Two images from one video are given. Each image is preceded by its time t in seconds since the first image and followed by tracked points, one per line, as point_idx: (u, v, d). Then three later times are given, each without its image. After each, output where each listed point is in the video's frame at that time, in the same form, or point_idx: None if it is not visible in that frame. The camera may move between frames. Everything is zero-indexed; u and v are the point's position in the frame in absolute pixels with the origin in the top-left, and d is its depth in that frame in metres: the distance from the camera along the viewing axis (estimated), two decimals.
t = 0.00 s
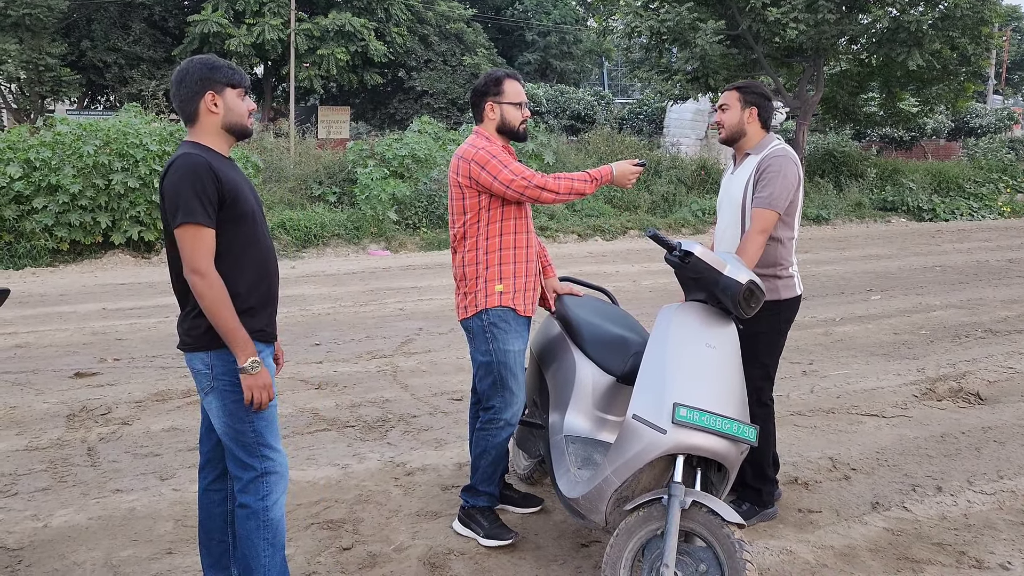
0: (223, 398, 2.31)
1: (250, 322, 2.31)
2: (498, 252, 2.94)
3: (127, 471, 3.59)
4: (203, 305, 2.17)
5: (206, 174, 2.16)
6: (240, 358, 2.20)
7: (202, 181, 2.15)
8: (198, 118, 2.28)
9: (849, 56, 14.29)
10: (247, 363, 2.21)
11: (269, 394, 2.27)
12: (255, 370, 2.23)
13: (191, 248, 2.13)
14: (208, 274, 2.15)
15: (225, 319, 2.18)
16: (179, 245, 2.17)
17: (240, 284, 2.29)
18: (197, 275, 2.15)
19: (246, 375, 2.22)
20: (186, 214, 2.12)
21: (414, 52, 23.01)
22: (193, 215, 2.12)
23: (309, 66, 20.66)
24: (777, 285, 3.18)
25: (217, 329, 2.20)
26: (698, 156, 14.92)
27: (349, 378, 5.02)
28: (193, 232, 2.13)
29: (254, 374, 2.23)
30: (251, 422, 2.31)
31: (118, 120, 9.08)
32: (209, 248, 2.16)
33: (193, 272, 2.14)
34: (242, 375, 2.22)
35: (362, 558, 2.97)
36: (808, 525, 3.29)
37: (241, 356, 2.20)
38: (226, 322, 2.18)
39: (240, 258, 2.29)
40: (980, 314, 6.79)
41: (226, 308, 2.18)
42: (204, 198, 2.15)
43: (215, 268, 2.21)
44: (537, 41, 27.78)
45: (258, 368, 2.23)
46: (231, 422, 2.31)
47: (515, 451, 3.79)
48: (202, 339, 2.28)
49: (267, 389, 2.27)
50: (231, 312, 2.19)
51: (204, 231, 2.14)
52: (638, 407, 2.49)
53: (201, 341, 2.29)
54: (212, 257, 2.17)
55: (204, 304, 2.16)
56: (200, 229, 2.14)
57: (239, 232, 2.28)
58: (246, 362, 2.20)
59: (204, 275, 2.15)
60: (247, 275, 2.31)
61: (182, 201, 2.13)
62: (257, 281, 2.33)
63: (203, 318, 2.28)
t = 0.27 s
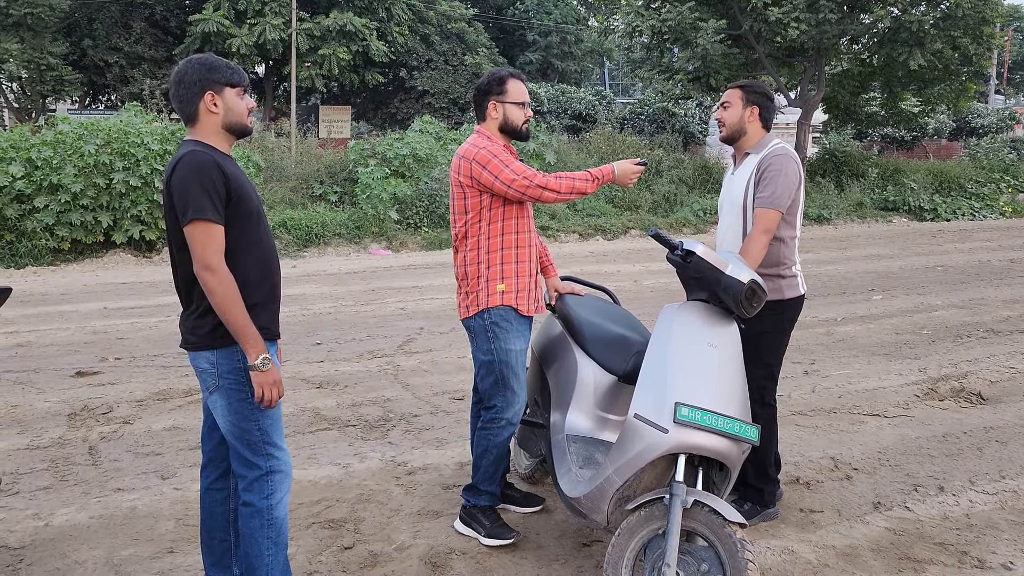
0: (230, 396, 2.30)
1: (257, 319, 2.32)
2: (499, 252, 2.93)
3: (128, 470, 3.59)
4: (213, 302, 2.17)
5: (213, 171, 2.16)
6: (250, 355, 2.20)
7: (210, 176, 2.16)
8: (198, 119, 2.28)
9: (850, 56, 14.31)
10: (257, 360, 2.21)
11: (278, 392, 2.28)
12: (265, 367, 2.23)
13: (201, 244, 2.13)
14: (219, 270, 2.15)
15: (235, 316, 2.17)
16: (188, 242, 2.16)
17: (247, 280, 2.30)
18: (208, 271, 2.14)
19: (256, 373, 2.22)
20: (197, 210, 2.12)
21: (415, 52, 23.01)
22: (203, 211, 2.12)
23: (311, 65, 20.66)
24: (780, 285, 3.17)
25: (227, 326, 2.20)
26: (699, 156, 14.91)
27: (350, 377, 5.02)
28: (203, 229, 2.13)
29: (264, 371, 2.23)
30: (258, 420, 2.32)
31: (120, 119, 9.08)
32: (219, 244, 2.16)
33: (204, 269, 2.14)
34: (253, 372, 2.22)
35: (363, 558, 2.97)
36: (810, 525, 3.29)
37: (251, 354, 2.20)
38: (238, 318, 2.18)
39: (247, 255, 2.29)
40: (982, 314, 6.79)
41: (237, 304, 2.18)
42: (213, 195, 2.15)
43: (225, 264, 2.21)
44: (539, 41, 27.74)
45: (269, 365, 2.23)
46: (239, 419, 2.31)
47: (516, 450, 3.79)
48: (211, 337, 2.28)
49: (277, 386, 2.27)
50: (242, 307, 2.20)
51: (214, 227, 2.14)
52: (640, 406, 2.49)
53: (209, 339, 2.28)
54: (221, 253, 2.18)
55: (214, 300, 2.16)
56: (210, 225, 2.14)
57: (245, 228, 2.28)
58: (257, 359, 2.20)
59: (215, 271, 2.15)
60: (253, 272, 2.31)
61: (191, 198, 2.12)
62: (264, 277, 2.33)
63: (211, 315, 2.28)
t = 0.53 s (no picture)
0: (229, 397, 2.31)
1: (257, 319, 2.31)
2: (501, 251, 2.93)
3: (130, 469, 3.59)
4: (210, 301, 2.17)
5: (214, 169, 2.16)
6: (239, 358, 2.20)
7: (210, 175, 2.15)
8: (201, 117, 2.28)
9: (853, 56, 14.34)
10: (246, 363, 2.21)
11: (265, 395, 2.26)
12: (253, 370, 2.22)
13: (199, 243, 2.14)
14: (217, 270, 2.16)
15: (230, 316, 2.18)
16: (187, 241, 2.17)
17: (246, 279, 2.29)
18: (205, 270, 2.15)
19: (243, 375, 2.22)
20: (196, 209, 2.12)
21: (417, 51, 23.01)
22: (202, 209, 2.12)
23: (312, 64, 20.64)
24: (782, 286, 3.17)
25: (223, 327, 2.20)
26: (701, 155, 14.90)
27: (352, 376, 5.02)
28: (201, 228, 2.13)
29: (252, 373, 2.22)
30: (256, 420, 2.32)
31: (122, 118, 9.09)
32: (217, 243, 2.16)
33: (202, 268, 2.15)
34: (241, 375, 2.22)
35: (364, 557, 2.97)
36: (811, 525, 3.29)
37: (240, 356, 2.20)
38: (234, 318, 2.18)
39: (247, 254, 2.29)
40: (983, 313, 6.78)
41: (232, 304, 2.18)
42: (213, 193, 2.15)
43: (223, 263, 2.21)
44: (540, 40, 27.66)
45: (256, 367, 2.23)
46: (238, 419, 2.31)
47: (517, 449, 3.79)
48: (211, 336, 2.28)
49: (266, 389, 2.26)
50: (238, 308, 2.20)
51: (213, 226, 2.14)
52: (642, 406, 2.49)
53: (208, 339, 2.28)
54: (219, 253, 2.18)
55: (211, 299, 2.16)
56: (208, 224, 2.14)
57: (245, 226, 2.28)
58: (246, 361, 2.21)
59: (213, 271, 2.15)
60: (252, 270, 2.30)
61: (191, 197, 2.13)
62: (264, 277, 2.33)
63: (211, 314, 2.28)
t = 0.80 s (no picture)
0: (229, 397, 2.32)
1: (256, 318, 2.31)
2: (503, 251, 2.93)
3: (131, 468, 3.59)
4: (204, 301, 2.17)
5: (213, 168, 2.16)
6: (230, 358, 2.20)
7: (208, 174, 2.15)
8: (203, 116, 2.28)
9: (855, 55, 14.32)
10: (236, 363, 2.20)
11: (254, 396, 2.25)
12: (244, 371, 2.22)
13: (195, 242, 2.14)
14: (212, 269, 2.16)
15: (225, 316, 2.18)
16: (184, 239, 2.17)
17: (245, 278, 2.29)
18: (199, 269, 2.15)
19: (234, 376, 2.21)
20: (192, 208, 2.13)
21: (418, 51, 23.01)
22: (198, 208, 2.12)
23: (314, 64, 20.65)
24: (785, 285, 3.17)
25: (217, 327, 2.21)
26: (703, 155, 14.89)
27: (354, 375, 5.02)
28: (198, 226, 2.13)
29: (242, 374, 2.22)
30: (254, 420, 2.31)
31: (124, 117, 9.09)
32: (214, 242, 2.16)
33: (197, 267, 2.15)
34: (231, 375, 2.22)
35: (366, 556, 2.97)
36: (812, 525, 3.28)
37: (232, 356, 2.20)
38: (229, 318, 2.18)
39: (245, 253, 2.28)
40: (985, 313, 6.77)
41: (226, 304, 2.18)
42: (210, 192, 2.15)
43: (219, 262, 2.21)
44: (542, 39, 27.59)
45: (246, 368, 2.22)
46: (237, 419, 2.31)
47: (518, 449, 3.79)
48: (210, 335, 2.28)
49: (256, 390, 2.25)
50: (232, 308, 2.20)
51: (209, 226, 2.14)
52: (644, 405, 2.48)
53: (208, 338, 2.29)
54: (215, 252, 2.17)
55: (206, 299, 2.16)
56: (205, 223, 2.14)
57: (244, 225, 2.27)
58: (236, 362, 2.20)
59: (208, 270, 2.15)
60: (251, 269, 2.30)
61: (188, 195, 2.13)
62: (263, 276, 2.33)
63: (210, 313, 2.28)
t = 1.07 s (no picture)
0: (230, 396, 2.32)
1: (258, 317, 2.31)
2: (504, 251, 2.93)
3: (133, 466, 3.60)
4: (205, 300, 2.17)
5: (213, 168, 2.16)
6: (233, 357, 2.20)
7: (209, 173, 2.15)
8: (206, 116, 2.28)
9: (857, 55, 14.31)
10: (239, 362, 2.20)
11: (258, 395, 2.26)
12: (246, 370, 2.22)
13: (196, 242, 2.14)
14: (212, 268, 2.15)
15: (226, 315, 2.18)
16: (185, 239, 2.17)
17: (246, 278, 2.29)
18: (200, 269, 2.15)
19: (237, 375, 2.21)
20: (193, 207, 2.13)
21: (420, 50, 23.02)
22: (198, 208, 2.12)
23: (316, 63, 20.67)
24: (794, 287, 3.15)
25: (219, 327, 2.21)
26: (705, 154, 14.88)
27: (355, 374, 5.02)
28: (198, 226, 2.13)
29: (245, 373, 2.22)
30: (256, 419, 2.31)
31: (126, 117, 9.10)
32: (215, 242, 2.16)
33: (198, 266, 2.15)
34: (234, 374, 2.22)
35: (368, 555, 2.97)
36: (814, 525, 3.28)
37: (235, 355, 2.20)
38: (230, 317, 2.18)
39: (246, 252, 2.28)
40: (988, 313, 6.76)
41: (227, 303, 2.18)
42: (211, 192, 2.15)
43: (220, 262, 2.21)
44: (544, 39, 27.59)
45: (249, 367, 2.22)
46: (238, 418, 2.31)
47: (520, 447, 3.80)
48: (211, 334, 2.28)
49: (260, 389, 2.26)
50: (233, 308, 2.20)
51: (210, 225, 2.14)
52: (645, 404, 2.48)
53: (209, 337, 2.29)
54: (216, 252, 2.18)
55: (207, 298, 2.16)
56: (206, 222, 2.14)
57: (245, 225, 2.27)
58: (239, 361, 2.20)
59: (208, 269, 2.15)
60: (252, 268, 2.30)
61: (189, 194, 2.13)
62: (264, 275, 2.32)
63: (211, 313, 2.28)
